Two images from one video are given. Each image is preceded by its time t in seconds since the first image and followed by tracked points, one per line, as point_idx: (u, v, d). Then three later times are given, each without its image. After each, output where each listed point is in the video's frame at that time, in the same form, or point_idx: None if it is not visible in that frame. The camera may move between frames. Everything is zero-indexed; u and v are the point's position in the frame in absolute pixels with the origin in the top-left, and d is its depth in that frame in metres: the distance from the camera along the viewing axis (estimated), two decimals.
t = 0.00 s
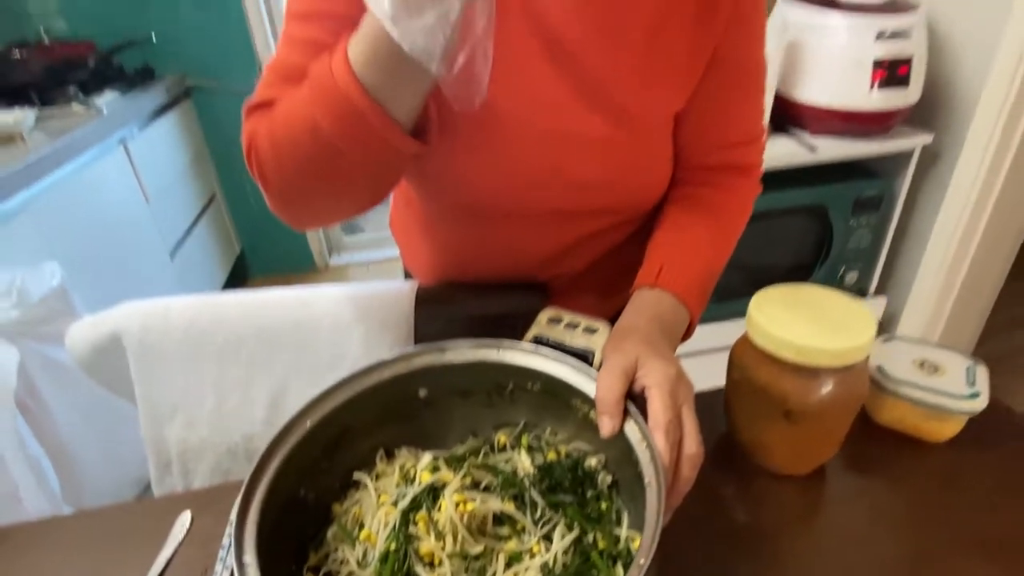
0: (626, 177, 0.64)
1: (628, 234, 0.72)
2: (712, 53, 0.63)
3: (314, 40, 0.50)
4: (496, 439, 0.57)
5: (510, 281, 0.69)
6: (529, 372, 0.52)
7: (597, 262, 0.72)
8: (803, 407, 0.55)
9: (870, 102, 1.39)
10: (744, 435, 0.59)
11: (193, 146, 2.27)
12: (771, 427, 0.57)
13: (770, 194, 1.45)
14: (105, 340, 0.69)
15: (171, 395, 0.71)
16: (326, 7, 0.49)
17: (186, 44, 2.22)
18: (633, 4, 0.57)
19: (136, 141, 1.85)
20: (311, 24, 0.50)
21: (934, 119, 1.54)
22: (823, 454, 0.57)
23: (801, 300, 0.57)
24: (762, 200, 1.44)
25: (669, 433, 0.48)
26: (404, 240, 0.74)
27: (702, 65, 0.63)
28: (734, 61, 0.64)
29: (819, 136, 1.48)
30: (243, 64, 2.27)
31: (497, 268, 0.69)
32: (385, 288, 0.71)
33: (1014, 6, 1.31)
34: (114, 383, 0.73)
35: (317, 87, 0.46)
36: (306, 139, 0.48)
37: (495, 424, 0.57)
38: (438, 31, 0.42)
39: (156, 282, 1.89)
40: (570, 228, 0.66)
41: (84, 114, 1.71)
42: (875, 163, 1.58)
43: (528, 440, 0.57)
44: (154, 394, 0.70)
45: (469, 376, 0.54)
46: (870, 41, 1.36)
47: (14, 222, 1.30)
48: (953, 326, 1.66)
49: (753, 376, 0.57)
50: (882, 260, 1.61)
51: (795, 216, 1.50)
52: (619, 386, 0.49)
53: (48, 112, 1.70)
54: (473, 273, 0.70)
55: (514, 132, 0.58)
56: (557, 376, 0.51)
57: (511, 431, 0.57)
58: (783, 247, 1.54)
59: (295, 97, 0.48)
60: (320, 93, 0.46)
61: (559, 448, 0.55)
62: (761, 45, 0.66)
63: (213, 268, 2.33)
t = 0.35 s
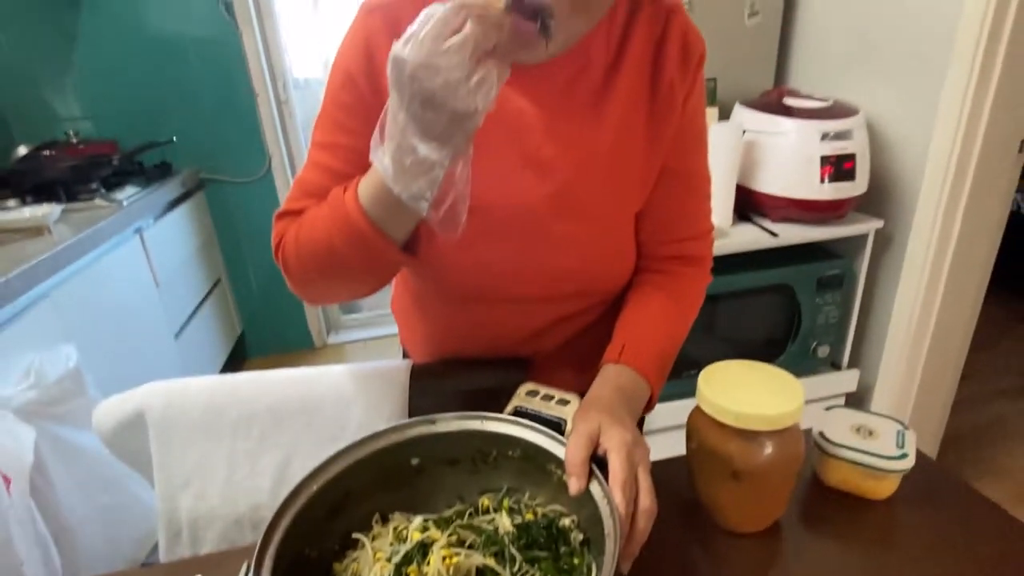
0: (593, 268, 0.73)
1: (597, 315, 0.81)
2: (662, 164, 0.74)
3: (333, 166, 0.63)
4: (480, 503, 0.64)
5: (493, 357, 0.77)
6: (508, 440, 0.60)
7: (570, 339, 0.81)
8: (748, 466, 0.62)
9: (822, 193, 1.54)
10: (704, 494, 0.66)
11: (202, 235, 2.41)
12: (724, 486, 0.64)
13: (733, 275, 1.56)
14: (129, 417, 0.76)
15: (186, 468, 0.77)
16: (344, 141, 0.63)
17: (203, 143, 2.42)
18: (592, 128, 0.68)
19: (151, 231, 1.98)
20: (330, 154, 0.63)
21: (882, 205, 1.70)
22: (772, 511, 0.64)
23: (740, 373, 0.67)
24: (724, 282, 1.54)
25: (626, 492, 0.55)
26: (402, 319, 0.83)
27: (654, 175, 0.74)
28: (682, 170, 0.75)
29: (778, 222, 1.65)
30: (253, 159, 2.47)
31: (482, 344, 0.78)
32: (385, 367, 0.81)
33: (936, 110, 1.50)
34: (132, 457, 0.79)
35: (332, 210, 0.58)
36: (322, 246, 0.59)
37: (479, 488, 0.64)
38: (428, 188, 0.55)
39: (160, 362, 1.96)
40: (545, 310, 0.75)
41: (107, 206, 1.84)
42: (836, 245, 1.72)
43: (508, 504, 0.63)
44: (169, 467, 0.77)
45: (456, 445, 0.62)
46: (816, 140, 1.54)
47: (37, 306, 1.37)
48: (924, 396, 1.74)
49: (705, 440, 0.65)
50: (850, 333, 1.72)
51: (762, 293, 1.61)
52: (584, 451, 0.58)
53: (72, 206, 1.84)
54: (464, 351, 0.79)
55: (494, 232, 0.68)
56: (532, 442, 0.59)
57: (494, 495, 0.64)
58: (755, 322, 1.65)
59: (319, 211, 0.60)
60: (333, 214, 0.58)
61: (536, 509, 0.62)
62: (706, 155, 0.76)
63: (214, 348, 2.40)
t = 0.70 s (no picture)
0: (586, 330, 0.73)
1: (592, 374, 0.80)
2: (654, 228, 0.75)
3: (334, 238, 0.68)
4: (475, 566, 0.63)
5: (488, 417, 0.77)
6: (503, 500, 0.60)
7: (565, 399, 0.81)
8: (742, 526, 0.63)
9: (807, 255, 1.60)
10: (700, 554, 0.66)
11: (202, 297, 2.45)
12: (720, 546, 0.64)
13: (726, 335, 1.59)
14: (124, 481, 0.77)
15: (179, 533, 0.77)
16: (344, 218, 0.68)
17: (208, 209, 2.50)
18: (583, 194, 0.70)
19: (152, 293, 2.01)
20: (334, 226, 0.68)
21: (867, 266, 1.75)
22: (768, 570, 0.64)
23: (727, 434, 0.68)
24: (718, 340, 1.57)
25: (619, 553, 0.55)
26: (403, 378, 0.84)
27: (645, 239, 0.75)
28: (673, 234, 0.76)
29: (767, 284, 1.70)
30: (256, 224, 2.54)
31: (478, 404, 0.78)
32: (383, 429, 0.82)
33: (910, 176, 1.57)
34: (125, 523, 0.79)
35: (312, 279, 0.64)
36: (298, 313, 0.65)
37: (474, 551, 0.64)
38: (382, 287, 0.60)
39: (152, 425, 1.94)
40: (539, 370, 0.75)
41: (110, 271, 1.87)
42: (825, 306, 1.76)
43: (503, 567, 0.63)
44: (162, 532, 0.77)
45: (451, 506, 0.62)
46: (798, 205, 1.61)
47: (36, 368, 1.38)
48: (923, 455, 1.74)
49: (699, 500, 0.66)
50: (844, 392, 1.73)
51: (755, 352, 1.63)
52: (578, 512, 0.58)
53: (77, 270, 1.88)
54: (459, 410, 0.79)
55: (488, 292, 0.70)
56: (526, 503, 0.59)
57: (489, 558, 0.64)
58: (750, 382, 1.66)
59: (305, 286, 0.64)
60: (311, 284, 0.64)
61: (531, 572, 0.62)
62: (696, 219, 0.77)
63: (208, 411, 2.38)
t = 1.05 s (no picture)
0: (586, 371, 0.73)
1: (593, 416, 0.80)
2: (652, 269, 0.76)
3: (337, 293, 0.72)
4: None
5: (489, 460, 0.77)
6: (502, 546, 0.59)
7: (566, 441, 0.81)
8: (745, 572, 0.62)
9: (801, 298, 1.62)
10: None
11: (200, 341, 2.45)
12: None
13: (724, 378, 1.59)
14: (117, 527, 0.76)
15: None
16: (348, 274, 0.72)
17: (209, 254, 2.53)
18: (581, 236, 0.71)
19: (150, 337, 2.01)
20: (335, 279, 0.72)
21: (861, 309, 1.77)
22: None
23: (725, 477, 0.68)
24: (718, 383, 1.57)
25: None
26: (407, 419, 0.84)
27: (643, 280, 0.75)
28: (670, 277, 0.77)
29: (763, 327, 1.71)
30: (256, 268, 2.56)
31: (479, 445, 0.78)
32: (381, 474, 0.81)
33: (898, 221, 1.61)
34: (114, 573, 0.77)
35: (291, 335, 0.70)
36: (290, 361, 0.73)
37: None
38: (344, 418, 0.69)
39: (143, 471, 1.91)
40: (540, 412, 0.75)
41: (109, 314, 1.89)
42: (821, 348, 1.77)
43: None
44: None
45: (449, 554, 0.61)
46: (790, 250, 1.64)
47: (31, 412, 1.38)
48: (926, 501, 1.72)
49: (701, 546, 0.65)
50: (845, 435, 1.72)
51: (753, 395, 1.62)
52: (578, 556, 0.57)
53: (77, 313, 1.89)
54: (460, 452, 0.79)
55: (488, 333, 0.70)
56: (526, 547, 0.58)
57: None
58: (750, 426, 1.65)
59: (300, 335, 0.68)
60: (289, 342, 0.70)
61: None
62: (693, 262, 0.78)
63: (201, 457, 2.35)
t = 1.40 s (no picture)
0: (588, 397, 0.72)
1: (595, 442, 0.79)
2: (654, 294, 0.76)
3: (337, 318, 0.72)
4: None
5: (490, 486, 0.76)
6: None
7: (568, 468, 0.80)
8: None
9: (799, 323, 1.62)
10: None
11: (196, 365, 2.43)
12: None
13: (725, 403, 1.58)
14: (106, 556, 0.74)
15: None
16: (348, 297, 0.71)
17: (208, 277, 2.53)
18: (583, 261, 0.72)
19: (145, 361, 1.99)
20: (332, 304, 0.72)
21: (860, 334, 1.77)
22: None
23: (727, 504, 0.67)
24: (717, 408, 1.56)
25: None
26: (408, 444, 0.83)
27: (645, 305, 0.75)
28: (672, 301, 0.76)
29: (762, 351, 1.71)
30: (254, 292, 2.56)
31: (481, 472, 0.77)
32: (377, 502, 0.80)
33: (894, 246, 1.62)
34: None
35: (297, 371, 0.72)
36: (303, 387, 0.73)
37: None
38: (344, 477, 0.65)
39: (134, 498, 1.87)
40: (541, 438, 0.74)
41: (105, 337, 1.87)
42: (821, 373, 1.77)
43: None
44: None
45: None
46: (788, 274, 1.64)
47: (23, 437, 1.36)
48: (932, 529, 1.69)
49: None
50: (846, 462, 1.70)
51: (754, 421, 1.61)
52: None
53: (73, 336, 1.88)
54: (460, 478, 0.78)
55: (491, 356, 0.70)
56: None
57: None
58: (750, 452, 1.63)
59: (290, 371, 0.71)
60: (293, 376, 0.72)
61: None
62: (695, 287, 0.78)
63: (194, 484, 2.31)
